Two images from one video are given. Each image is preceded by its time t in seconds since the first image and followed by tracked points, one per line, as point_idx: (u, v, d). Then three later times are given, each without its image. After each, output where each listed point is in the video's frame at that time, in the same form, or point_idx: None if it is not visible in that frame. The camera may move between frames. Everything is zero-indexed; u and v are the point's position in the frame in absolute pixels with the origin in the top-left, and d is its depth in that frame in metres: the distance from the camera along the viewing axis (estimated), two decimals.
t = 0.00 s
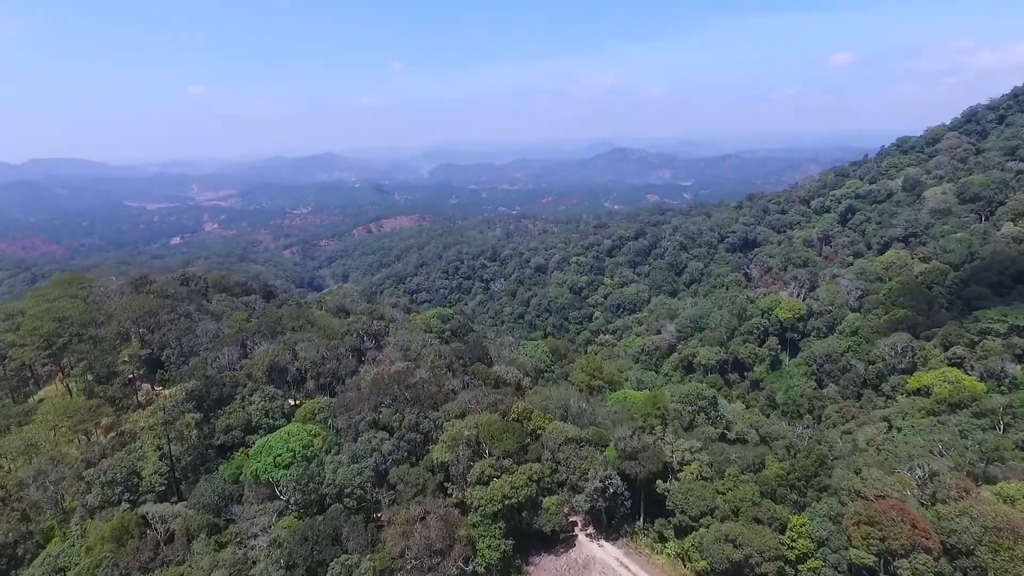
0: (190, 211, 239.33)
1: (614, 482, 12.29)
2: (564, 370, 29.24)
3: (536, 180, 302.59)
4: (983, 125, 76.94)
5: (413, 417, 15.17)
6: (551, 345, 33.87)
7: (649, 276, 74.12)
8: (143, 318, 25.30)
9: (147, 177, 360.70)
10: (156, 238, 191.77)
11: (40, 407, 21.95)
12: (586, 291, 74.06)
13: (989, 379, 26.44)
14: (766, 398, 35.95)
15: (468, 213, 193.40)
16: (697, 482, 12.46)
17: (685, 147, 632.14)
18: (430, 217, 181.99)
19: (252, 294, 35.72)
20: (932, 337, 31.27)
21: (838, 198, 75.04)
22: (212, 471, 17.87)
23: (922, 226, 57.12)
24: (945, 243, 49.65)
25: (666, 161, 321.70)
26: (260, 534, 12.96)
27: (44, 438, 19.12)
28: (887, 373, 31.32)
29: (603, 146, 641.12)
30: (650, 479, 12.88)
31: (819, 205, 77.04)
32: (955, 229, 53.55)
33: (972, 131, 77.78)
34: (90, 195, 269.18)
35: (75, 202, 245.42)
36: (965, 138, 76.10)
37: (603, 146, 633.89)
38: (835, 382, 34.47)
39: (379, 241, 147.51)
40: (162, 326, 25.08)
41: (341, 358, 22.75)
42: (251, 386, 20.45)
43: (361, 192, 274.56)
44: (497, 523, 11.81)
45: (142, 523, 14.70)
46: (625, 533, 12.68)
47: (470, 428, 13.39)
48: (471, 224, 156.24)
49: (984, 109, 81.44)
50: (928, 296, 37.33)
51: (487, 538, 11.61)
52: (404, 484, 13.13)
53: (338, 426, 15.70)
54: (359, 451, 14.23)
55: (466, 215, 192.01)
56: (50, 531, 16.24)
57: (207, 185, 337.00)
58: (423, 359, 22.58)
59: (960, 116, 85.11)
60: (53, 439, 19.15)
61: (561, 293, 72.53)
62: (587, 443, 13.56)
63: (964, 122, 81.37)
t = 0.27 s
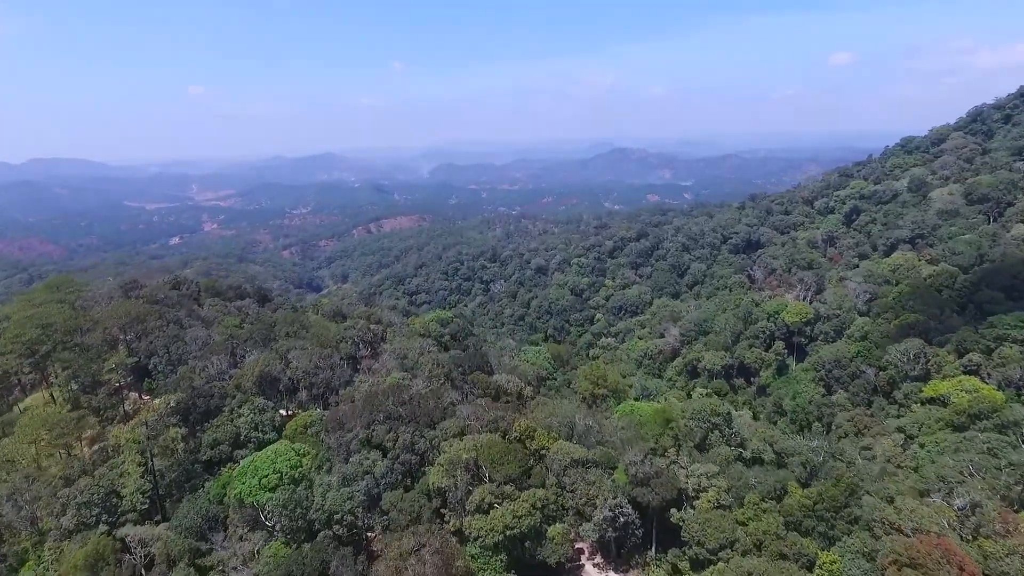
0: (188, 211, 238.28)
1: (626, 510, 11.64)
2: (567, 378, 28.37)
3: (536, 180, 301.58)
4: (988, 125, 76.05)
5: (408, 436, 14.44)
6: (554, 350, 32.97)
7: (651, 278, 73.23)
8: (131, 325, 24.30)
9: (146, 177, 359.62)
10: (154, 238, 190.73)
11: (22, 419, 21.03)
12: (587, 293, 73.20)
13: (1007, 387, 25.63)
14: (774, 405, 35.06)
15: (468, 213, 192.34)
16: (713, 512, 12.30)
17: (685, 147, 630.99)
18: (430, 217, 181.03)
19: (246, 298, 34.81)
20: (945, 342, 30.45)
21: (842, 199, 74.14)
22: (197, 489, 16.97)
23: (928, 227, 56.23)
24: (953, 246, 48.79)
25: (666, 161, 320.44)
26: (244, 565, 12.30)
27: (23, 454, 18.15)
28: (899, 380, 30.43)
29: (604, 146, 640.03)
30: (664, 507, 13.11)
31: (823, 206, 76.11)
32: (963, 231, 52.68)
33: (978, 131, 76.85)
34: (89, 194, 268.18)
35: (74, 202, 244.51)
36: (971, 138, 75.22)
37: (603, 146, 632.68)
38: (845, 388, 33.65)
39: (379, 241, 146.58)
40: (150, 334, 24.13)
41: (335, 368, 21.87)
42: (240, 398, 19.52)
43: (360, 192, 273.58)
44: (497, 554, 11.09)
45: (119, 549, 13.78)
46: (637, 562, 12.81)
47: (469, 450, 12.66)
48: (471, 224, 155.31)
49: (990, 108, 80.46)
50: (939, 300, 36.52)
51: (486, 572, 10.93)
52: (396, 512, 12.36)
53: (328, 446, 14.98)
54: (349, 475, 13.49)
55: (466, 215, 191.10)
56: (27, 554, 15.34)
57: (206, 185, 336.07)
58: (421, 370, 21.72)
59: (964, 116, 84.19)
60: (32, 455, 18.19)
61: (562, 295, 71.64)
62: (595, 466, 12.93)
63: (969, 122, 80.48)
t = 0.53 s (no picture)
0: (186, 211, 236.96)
1: (639, 547, 11.46)
2: (569, 387, 27.47)
3: (536, 180, 300.24)
4: (994, 124, 75.11)
5: (401, 460, 14.51)
6: (555, 357, 32.00)
7: (652, 280, 72.22)
8: (116, 332, 23.24)
9: (145, 177, 358.34)
10: (152, 238, 189.52)
11: None
12: (588, 296, 72.25)
13: None
14: (781, 412, 34.16)
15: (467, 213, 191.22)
16: (733, 548, 12.60)
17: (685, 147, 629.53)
18: (429, 218, 179.92)
19: (238, 303, 33.84)
20: (958, 348, 29.56)
21: (846, 200, 73.21)
22: (180, 509, 16.06)
23: (935, 228, 55.29)
24: (962, 248, 47.86)
25: (666, 160, 319.16)
26: None
27: None
28: (911, 386, 29.52)
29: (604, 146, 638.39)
30: (682, 540, 13.51)
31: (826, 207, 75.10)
32: (971, 233, 51.75)
33: (983, 131, 75.85)
34: (87, 194, 266.79)
35: (71, 201, 243.05)
36: (976, 138, 74.31)
37: (603, 146, 630.99)
38: (853, 395, 32.80)
39: (378, 242, 145.53)
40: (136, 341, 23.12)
41: (328, 379, 20.98)
42: (227, 411, 18.61)
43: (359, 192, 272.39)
44: None
45: None
46: None
47: (468, 479, 12.73)
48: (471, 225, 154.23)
49: (995, 108, 79.46)
50: (950, 305, 35.65)
51: None
52: (388, 545, 12.06)
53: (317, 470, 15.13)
54: (338, 499, 13.42)
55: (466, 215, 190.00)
56: None
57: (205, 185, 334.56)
58: (416, 381, 20.86)
59: (970, 115, 83.20)
60: (7, 470, 17.11)
61: (563, 297, 70.68)
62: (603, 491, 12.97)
63: (975, 122, 79.53)
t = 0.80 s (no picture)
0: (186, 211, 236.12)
1: None
2: (571, 396, 26.61)
3: (536, 180, 299.36)
4: (1000, 124, 74.15)
5: (393, 485, 13.70)
6: (557, 363, 31.13)
7: (654, 282, 71.36)
8: (99, 338, 22.15)
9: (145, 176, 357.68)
10: (151, 238, 188.73)
11: None
12: (590, 298, 71.39)
13: None
14: (788, 419, 33.28)
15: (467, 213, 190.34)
16: None
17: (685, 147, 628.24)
18: (429, 218, 179.06)
19: (231, 308, 32.94)
20: (972, 355, 28.66)
21: (850, 201, 72.31)
22: (161, 531, 15.20)
23: (942, 230, 54.39)
24: (971, 250, 46.93)
25: (666, 160, 318.23)
26: None
27: None
28: (924, 394, 28.65)
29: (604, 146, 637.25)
30: None
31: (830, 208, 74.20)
32: (979, 235, 50.81)
33: (989, 131, 74.93)
34: (86, 194, 266.01)
35: (70, 201, 242.33)
36: (982, 138, 73.36)
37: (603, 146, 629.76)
38: (863, 402, 31.87)
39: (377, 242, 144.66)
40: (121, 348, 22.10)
41: (320, 389, 20.05)
42: (213, 425, 17.65)
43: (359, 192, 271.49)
44: None
45: None
46: None
47: (465, 510, 12.36)
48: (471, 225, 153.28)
49: (1001, 108, 78.53)
50: (961, 309, 34.71)
51: None
52: None
53: (302, 492, 14.26)
54: (325, 530, 12.68)
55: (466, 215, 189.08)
56: None
57: (204, 185, 333.77)
58: (413, 393, 19.98)
59: (975, 115, 82.22)
60: None
61: (564, 299, 69.78)
62: (612, 521, 12.64)
63: (980, 122, 78.58)
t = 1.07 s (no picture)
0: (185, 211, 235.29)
1: None
2: (574, 404, 25.73)
3: (536, 180, 298.46)
4: (1006, 124, 73.28)
5: (386, 517, 12.92)
6: (559, 369, 30.23)
7: (656, 284, 70.48)
8: (84, 345, 20.99)
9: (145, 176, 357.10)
10: (150, 238, 187.80)
11: None
12: (591, 300, 70.51)
13: None
14: (797, 427, 32.42)
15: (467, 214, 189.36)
16: None
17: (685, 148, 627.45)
18: (429, 218, 178.12)
19: (223, 313, 32.04)
20: (988, 362, 27.77)
21: (855, 201, 71.42)
22: (141, 555, 14.25)
23: (949, 231, 53.52)
24: (980, 253, 46.00)
25: (667, 160, 317.38)
26: None
27: None
28: (938, 401, 27.79)
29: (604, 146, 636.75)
30: None
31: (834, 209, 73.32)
32: (988, 236, 49.95)
33: (995, 131, 74.08)
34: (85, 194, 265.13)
35: (69, 201, 241.35)
36: (988, 137, 72.46)
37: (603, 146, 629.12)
38: (874, 410, 30.95)
39: (377, 242, 143.73)
40: (106, 357, 21.05)
41: (312, 401, 19.10)
42: (200, 440, 16.67)
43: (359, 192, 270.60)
44: None
45: None
46: None
47: (462, 546, 11.78)
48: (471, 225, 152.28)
49: (1006, 108, 77.67)
50: (974, 314, 33.84)
51: None
52: None
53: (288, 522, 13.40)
54: (310, 565, 11.81)
55: (465, 215, 188.17)
56: None
57: (204, 185, 332.84)
58: (410, 405, 19.09)
59: (981, 115, 81.30)
60: None
61: (565, 301, 68.86)
62: (622, 554, 12.03)
63: (986, 122, 77.71)
